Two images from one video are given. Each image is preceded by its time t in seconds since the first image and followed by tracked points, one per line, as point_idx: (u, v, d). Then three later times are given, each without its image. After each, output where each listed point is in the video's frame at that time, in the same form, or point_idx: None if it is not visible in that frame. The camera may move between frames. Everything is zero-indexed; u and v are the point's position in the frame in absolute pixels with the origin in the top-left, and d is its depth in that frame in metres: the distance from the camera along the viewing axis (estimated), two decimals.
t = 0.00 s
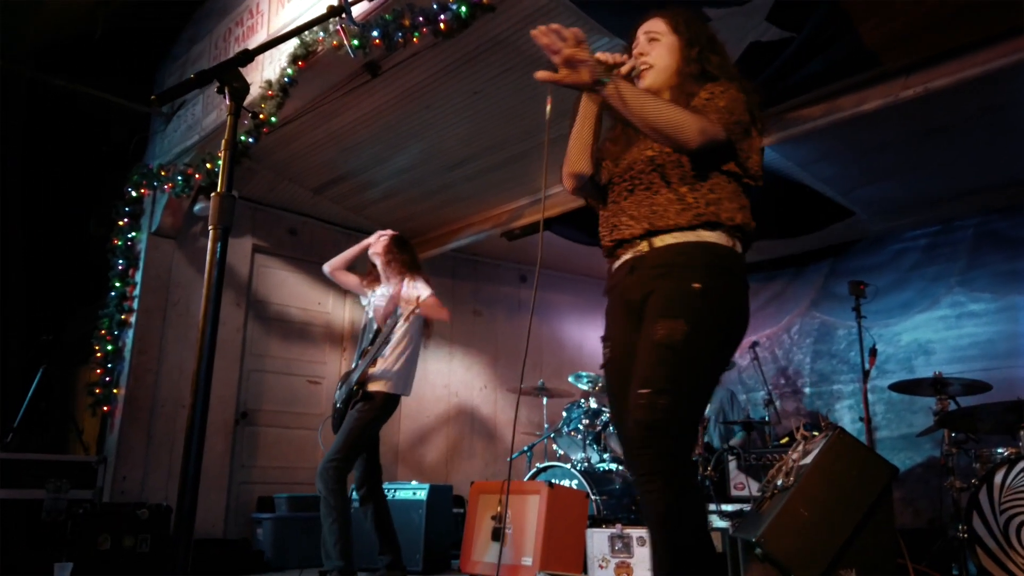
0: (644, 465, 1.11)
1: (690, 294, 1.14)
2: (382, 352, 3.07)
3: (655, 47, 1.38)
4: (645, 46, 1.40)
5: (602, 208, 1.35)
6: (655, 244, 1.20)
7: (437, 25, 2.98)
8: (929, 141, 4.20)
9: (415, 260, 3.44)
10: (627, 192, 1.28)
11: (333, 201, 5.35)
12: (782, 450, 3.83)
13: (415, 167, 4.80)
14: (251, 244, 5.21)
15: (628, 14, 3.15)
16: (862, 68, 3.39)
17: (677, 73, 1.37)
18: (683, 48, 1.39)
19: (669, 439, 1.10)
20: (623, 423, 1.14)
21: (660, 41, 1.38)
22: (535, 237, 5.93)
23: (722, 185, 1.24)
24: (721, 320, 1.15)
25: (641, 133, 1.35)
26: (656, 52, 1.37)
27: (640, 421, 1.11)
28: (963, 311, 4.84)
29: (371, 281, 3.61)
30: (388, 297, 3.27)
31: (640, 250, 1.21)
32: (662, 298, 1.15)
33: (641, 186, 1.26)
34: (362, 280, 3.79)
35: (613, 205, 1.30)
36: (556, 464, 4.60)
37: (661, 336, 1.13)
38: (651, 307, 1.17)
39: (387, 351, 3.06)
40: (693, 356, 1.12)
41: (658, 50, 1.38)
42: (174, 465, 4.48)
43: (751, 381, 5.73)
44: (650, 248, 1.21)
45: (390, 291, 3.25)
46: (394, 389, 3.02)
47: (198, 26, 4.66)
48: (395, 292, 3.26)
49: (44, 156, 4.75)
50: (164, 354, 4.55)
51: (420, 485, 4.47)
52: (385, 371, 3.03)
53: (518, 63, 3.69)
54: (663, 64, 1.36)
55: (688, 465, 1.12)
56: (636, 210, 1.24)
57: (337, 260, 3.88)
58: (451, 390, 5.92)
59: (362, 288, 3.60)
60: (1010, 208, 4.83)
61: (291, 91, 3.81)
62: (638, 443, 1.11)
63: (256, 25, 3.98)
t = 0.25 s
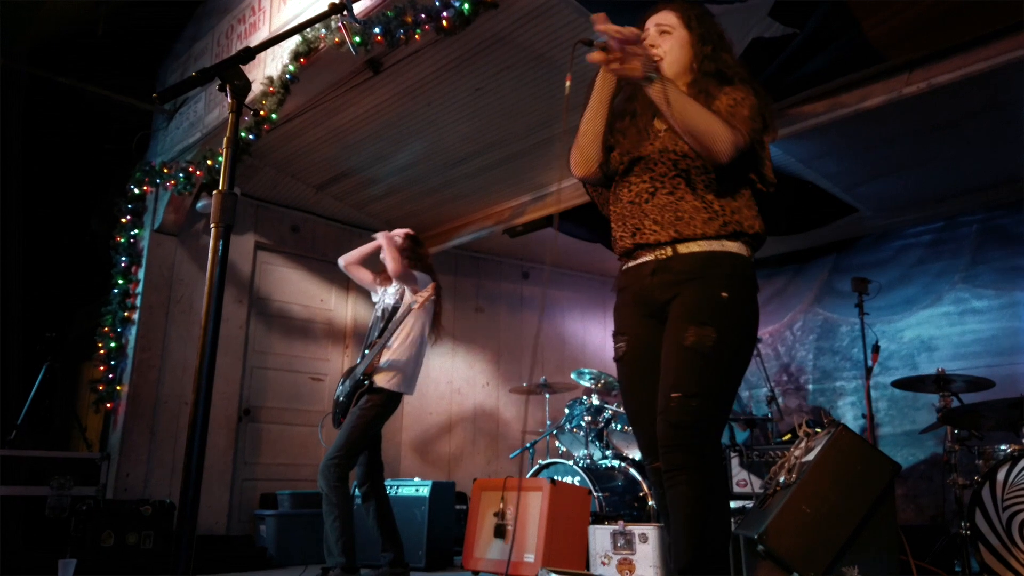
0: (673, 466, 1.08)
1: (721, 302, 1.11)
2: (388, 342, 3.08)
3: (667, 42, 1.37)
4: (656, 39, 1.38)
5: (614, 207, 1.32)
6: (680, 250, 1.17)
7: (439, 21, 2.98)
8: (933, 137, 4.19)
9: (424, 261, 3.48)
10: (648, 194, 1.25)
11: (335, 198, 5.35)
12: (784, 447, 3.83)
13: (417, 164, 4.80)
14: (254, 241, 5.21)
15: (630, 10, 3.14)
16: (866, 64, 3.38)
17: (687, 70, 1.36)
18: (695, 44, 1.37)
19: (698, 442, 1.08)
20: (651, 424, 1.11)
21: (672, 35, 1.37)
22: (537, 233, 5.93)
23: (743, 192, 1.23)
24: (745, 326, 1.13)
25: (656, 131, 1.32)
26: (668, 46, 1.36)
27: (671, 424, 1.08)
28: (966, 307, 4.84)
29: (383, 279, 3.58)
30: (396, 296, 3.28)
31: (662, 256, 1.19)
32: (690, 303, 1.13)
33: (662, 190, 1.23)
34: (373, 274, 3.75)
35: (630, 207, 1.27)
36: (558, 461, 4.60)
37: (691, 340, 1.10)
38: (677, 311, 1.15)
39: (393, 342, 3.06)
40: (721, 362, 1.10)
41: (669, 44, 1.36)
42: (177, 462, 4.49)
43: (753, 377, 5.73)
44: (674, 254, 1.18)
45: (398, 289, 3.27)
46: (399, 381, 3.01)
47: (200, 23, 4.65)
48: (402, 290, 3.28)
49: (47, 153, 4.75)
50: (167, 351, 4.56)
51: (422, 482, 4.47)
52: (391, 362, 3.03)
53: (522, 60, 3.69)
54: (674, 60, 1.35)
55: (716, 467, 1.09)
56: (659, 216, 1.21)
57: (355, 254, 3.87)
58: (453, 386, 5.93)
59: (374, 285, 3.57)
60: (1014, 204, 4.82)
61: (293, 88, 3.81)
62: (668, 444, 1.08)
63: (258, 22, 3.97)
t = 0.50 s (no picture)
0: (666, 460, 1.09)
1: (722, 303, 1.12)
2: (388, 338, 3.09)
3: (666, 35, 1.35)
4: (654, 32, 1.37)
5: (616, 206, 1.32)
6: (686, 253, 1.18)
7: (438, 20, 2.97)
8: (934, 135, 4.18)
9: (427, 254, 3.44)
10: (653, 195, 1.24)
11: (335, 196, 5.35)
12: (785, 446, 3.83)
13: (418, 163, 4.80)
14: (254, 239, 5.21)
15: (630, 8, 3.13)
16: (867, 62, 3.38)
17: (689, 64, 1.34)
18: (696, 38, 1.36)
19: (693, 438, 1.09)
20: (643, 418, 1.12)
21: (672, 30, 1.35)
22: (538, 231, 5.93)
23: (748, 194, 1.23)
24: (744, 328, 1.14)
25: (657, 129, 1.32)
26: (668, 40, 1.34)
27: (664, 418, 1.09)
28: (967, 305, 4.83)
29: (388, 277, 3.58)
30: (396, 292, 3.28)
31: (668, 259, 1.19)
32: (690, 304, 1.14)
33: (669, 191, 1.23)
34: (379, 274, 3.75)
35: (634, 207, 1.26)
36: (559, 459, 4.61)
37: (688, 338, 1.12)
38: (677, 311, 1.16)
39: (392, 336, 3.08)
40: (718, 362, 1.11)
41: (669, 38, 1.35)
42: (179, 460, 4.50)
43: (754, 375, 5.73)
44: (679, 257, 1.18)
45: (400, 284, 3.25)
46: (397, 376, 3.00)
47: (200, 21, 4.65)
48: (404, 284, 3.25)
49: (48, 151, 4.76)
50: (169, 350, 4.56)
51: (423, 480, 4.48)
52: (390, 357, 3.03)
53: (522, 58, 3.69)
54: (674, 56, 1.34)
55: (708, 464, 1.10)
56: (666, 218, 1.21)
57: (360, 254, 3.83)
58: (454, 384, 5.94)
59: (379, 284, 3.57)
60: (1015, 202, 4.81)
61: (293, 87, 3.81)
62: (662, 439, 1.09)
63: (258, 21, 3.97)
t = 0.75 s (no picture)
0: (653, 465, 1.09)
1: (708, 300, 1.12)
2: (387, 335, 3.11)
3: (654, 27, 1.36)
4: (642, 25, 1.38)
5: (603, 197, 1.33)
6: (669, 248, 1.18)
7: (437, 20, 2.97)
8: (933, 133, 4.18)
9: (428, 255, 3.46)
10: (639, 186, 1.25)
11: (335, 195, 5.35)
12: (785, 444, 3.83)
13: (418, 161, 4.79)
14: (254, 237, 5.21)
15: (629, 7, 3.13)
16: (866, 61, 3.37)
17: (678, 50, 1.35)
18: (685, 29, 1.36)
19: (681, 443, 1.09)
20: (634, 425, 1.13)
21: (661, 21, 1.36)
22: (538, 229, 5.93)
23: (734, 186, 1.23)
24: (735, 325, 1.14)
25: (646, 120, 1.33)
26: (656, 30, 1.36)
27: (652, 425, 1.10)
28: (967, 303, 4.83)
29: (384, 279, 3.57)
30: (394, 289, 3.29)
31: (650, 253, 1.20)
32: (676, 302, 1.14)
33: (654, 184, 1.24)
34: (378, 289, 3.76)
35: (620, 200, 1.28)
36: (559, 457, 4.61)
37: (673, 341, 1.12)
38: (664, 310, 1.16)
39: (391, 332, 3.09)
40: (708, 362, 1.11)
41: (657, 29, 1.36)
42: (179, 459, 4.51)
43: (754, 374, 5.73)
44: (661, 252, 1.19)
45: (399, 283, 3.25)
46: (397, 373, 3.02)
47: (199, 20, 4.65)
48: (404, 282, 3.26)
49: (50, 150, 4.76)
50: (169, 348, 4.57)
51: (423, 479, 4.49)
52: (390, 351, 3.05)
53: (521, 57, 3.69)
54: (661, 47, 1.35)
55: (699, 466, 1.11)
56: (651, 211, 1.22)
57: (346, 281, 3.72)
58: (455, 382, 5.95)
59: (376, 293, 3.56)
60: (1016, 199, 4.79)
61: (293, 86, 3.81)
62: (650, 445, 1.10)
63: (257, 20, 3.97)
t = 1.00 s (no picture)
0: (654, 467, 1.08)
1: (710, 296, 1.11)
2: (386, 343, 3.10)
3: (647, 20, 1.33)
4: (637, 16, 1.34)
5: (592, 184, 1.29)
6: (670, 241, 1.17)
7: (438, 23, 2.98)
8: (933, 134, 4.17)
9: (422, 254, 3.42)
10: (635, 174, 1.22)
11: (335, 195, 5.35)
12: (784, 445, 3.84)
13: (418, 161, 4.80)
14: (254, 238, 5.20)
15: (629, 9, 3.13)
16: (865, 62, 3.37)
17: (669, 48, 1.32)
18: (677, 21, 1.33)
19: (682, 443, 1.08)
20: (633, 424, 1.12)
21: (655, 15, 1.33)
22: (538, 229, 5.93)
23: (730, 175, 1.21)
24: (735, 325, 1.13)
25: (636, 109, 1.29)
26: (649, 25, 1.32)
27: (651, 429, 1.09)
28: (966, 303, 4.83)
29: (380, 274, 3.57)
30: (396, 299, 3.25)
31: (651, 245, 1.18)
32: (676, 298, 1.13)
33: (652, 172, 1.21)
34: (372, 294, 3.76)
35: (614, 189, 1.24)
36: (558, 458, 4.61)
37: (675, 340, 1.10)
38: (662, 307, 1.14)
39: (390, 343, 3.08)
40: (708, 362, 1.10)
41: (651, 22, 1.32)
42: (179, 459, 4.52)
43: (754, 374, 5.73)
44: (661, 244, 1.17)
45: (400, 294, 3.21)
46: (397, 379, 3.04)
47: (199, 21, 4.65)
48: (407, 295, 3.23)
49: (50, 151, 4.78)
50: (169, 348, 4.58)
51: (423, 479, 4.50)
52: (388, 363, 3.05)
53: (520, 58, 3.69)
54: (652, 37, 1.31)
55: (695, 471, 1.10)
56: (650, 199, 1.19)
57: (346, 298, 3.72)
58: (454, 382, 5.95)
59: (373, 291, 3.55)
60: (1016, 200, 4.79)
61: (292, 87, 3.80)
62: (651, 447, 1.09)
63: (257, 20, 3.97)
